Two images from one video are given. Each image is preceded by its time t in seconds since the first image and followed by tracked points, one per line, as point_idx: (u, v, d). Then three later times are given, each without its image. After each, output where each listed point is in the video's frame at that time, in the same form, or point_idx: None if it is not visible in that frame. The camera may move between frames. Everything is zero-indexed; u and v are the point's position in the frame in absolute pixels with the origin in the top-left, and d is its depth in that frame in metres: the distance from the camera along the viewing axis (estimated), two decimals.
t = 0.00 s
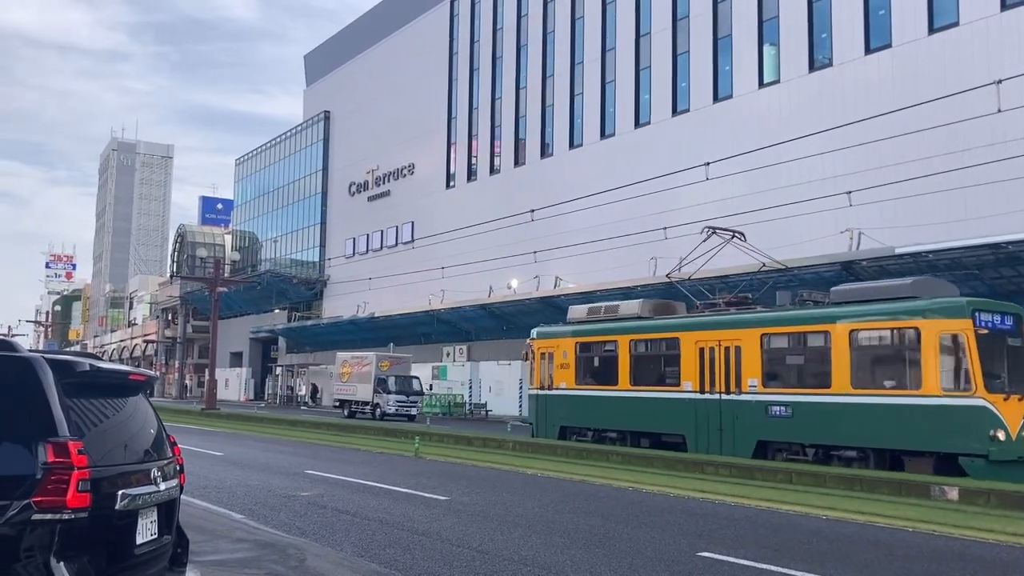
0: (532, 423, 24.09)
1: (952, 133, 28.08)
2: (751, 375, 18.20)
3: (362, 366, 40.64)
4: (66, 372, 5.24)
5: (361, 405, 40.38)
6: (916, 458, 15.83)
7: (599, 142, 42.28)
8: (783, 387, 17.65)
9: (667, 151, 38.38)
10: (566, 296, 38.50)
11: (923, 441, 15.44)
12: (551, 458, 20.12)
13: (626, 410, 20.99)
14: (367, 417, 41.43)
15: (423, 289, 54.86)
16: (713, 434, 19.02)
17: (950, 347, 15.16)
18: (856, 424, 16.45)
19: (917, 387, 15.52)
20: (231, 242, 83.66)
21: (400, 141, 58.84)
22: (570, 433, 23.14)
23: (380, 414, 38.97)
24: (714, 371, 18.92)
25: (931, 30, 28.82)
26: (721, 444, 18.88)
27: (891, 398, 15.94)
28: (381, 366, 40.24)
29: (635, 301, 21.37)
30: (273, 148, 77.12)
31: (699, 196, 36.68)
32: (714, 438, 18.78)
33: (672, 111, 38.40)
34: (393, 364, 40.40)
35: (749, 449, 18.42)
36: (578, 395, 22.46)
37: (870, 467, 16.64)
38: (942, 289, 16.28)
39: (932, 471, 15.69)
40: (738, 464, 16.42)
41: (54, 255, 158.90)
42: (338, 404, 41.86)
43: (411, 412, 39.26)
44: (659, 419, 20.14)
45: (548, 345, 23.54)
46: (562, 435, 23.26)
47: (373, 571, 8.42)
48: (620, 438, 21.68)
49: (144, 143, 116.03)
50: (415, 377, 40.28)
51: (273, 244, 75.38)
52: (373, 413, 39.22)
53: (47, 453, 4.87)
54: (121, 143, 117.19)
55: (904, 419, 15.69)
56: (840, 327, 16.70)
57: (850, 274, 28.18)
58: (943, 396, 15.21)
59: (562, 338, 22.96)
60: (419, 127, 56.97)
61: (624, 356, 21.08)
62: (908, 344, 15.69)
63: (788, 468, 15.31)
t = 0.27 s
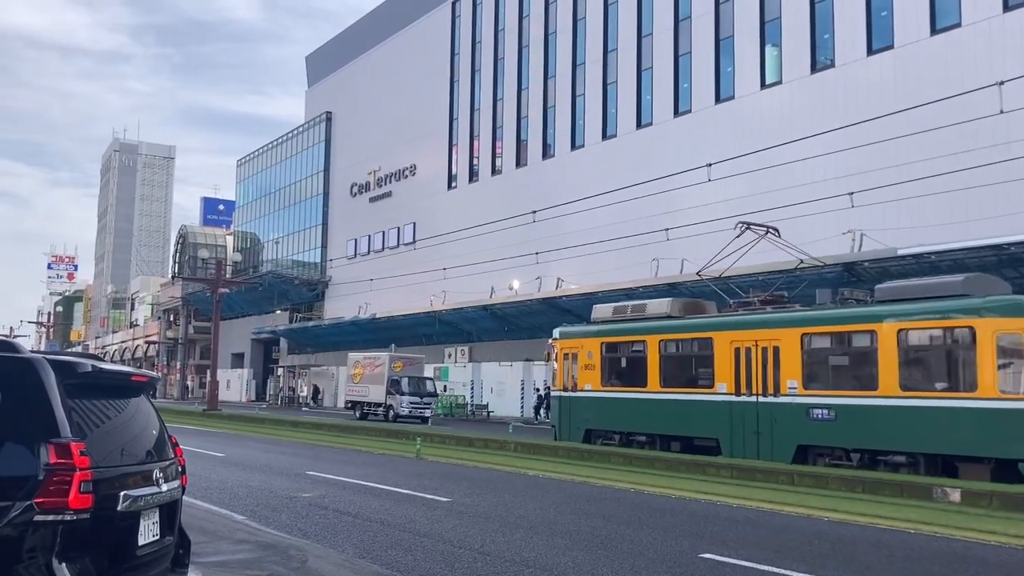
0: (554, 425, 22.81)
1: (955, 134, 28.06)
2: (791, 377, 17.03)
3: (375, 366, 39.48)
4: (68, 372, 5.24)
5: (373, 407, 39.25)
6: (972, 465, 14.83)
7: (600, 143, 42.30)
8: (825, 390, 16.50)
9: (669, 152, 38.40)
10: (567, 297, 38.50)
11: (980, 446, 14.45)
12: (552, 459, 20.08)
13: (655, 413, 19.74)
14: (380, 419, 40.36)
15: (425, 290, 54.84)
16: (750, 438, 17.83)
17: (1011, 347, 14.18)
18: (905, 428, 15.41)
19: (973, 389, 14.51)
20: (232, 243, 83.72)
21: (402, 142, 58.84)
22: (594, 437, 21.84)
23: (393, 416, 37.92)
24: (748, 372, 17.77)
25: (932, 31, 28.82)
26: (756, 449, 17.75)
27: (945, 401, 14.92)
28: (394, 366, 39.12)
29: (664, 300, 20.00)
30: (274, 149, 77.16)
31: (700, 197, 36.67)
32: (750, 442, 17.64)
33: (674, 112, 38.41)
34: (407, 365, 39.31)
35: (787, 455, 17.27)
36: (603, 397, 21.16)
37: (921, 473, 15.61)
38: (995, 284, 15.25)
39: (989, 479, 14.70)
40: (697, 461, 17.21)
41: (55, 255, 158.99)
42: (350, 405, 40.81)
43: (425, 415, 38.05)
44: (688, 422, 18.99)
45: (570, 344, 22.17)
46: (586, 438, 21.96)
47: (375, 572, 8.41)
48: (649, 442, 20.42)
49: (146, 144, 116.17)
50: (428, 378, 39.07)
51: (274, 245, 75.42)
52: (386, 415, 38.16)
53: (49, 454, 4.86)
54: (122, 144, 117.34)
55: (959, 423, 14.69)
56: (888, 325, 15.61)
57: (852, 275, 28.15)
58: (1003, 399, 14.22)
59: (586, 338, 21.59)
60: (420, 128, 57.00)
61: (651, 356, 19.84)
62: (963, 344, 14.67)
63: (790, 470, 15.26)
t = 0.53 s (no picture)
0: (577, 428, 22.44)
1: (957, 135, 28.03)
2: (831, 378, 16.64)
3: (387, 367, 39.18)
4: (70, 373, 5.25)
5: (386, 408, 38.91)
6: None
7: (602, 144, 42.30)
8: (870, 392, 16.10)
9: (671, 154, 38.39)
10: (569, 298, 38.50)
11: None
12: (554, 460, 20.08)
13: (686, 415, 19.42)
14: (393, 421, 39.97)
15: (427, 291, 54.77)
16: (788, 441, 17.42)
17: None
18: (955, 432, 14.94)
19: None
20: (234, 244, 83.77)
21: (404, 143, 58.83)
22: (620, 440, 21.52)
23: (406, 418, 37.43)
24: (788, 373, 17.38)
25: (934, 32, 28.81)
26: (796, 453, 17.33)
27: (998, 403, 14.43)
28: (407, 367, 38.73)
29: (693, 299, 19.75)
30: (276, 150, 77.22)
31: (701, 198, 36.67)
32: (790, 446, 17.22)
33: (676, 113, 38.39)
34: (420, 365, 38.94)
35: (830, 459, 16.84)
36: (630, 399, 20.82)
37: (973, 480, 15.12)
38: None
39: None
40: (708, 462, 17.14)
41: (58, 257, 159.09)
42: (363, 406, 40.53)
43: (438, 417, 37.31)
44: (724, 425, 18.57)
45: (594, 345, 21.83)
46: (612, 441, 21.62)
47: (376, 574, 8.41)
48: (679, 444, 20.09)
49: (148, 145, 116.26)
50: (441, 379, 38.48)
51: (276, 246, 75.46)
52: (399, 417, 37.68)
53: (52, 455, 4.86)
54: (125, 145, 117.44)
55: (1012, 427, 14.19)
56: (937, 324, 15.19)
57: (853, 277, 28.03)
58: None
59: (612, 338, 21.28)
60: (422, 129, 57.00)
61: (684, 357, 19.52)
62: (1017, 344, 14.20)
63: (791, 471, 15.28)
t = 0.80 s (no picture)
0: (600, 431, 21.61)
1: (959, 136, 28.00)
2: (875, 379, 15.90)
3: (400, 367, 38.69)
4: (73, 374, 5.26)
5: (400, 409, 38.43)
6: None
7: (604, 145, 42.32)
8: (916, 393, 15.36)
9: (673, 155, 38.40)
10: (571, 299, 38.50)
11: None
12: (555, 461, 20.09)
13: (717, 416, 18.68)
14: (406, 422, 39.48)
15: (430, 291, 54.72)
16: (827, 445, 16.66)
17: None
18: (1008, 435, 14.20)
19: None
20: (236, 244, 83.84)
21: (407, 144, 58.85)
22: (646, 443, 20.72)
23: (420, 419, 36.77)
24: (827, 374, 16.65)
25: (936, 33, 28.83)
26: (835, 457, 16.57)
27: None
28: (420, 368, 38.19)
29: (725, 296, 19.07)
30: (278, 151, 77.29)
31: (703, 198, 36.65)
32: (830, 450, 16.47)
33: (678, 114, 38.39)
34: (433, 366, 38.32)
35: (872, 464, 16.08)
36: (657, 400, 20.03)
37: None
38: None
39: None
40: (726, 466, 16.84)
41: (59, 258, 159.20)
42: (376, 406, 40.10)
43: (453, 418, 36.50)
44: (759, 428, 17.83)
45: (619, 345, 21.04)
46: (637, 444, 20.82)
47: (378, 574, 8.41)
48: (710, 447, 19.34)
49: (150, 145, 116.34)
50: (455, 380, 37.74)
51: (278, 246, 75.50)
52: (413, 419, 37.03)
53: (54, 455, 4.87)
54: (127, 145, 117.53)
55: None
56: (989, 322, 14.48)
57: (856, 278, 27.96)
58: None
59: (638, 337, 20.50)
60: (424, 130, 57.04)
61: (714, 358, 18.75)
62: None
63: (792, 471, 15.27)
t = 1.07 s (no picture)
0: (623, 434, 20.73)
1: (963, 137, 27.95)
2: (917, 380, 15.04)
3: (413, 367, 37.58)
4: (75, 375, 5.26)
5: (412, 411, 37.38)
6: None
7: (605, 146, 42.33)
8: (963, 395, 14.51)
9: (674, 156, 38.41)
10: (572, 300, 38.49)
11: None
12: (557, 462, 20.07)
13: (748, 419, 17.88)
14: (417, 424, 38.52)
15: (431, 291, 54.68)
16: (866, 448, 15.82)
17: None
18: None
19: None
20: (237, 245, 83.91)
21: (408, 144, 58.84)
22: (671, 446, 19.85)
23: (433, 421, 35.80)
24: (865, 375, 15.81)
25: (939, 34, 28.81)
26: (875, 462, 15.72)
27: None
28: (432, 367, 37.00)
29: (755, 295, 18.19)
30: (280, 152, 77.36)
31: (706, 199, 36.58)
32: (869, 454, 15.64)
33: (679, 115, 38.38)
34: (446, 366, 37.20)
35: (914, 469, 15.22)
36: (685, 402, 19.18)
37: None
38: None
39: None
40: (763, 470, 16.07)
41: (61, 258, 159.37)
42: (387, 408, 39.06)
43: (466, 420, 35.83)
44: (793, 431, 17.00)
45: (642, 345, 20.16)
46: (662, 448, 19.96)
47: None
48: (740, 452, 18.45)
49: (152, 146, 116.43)
50: (469, 380, 37.01)
51: (279, 247, 75.53)
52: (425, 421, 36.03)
53: (57, 456, 4.86)
54: (128, 146, 117.62)
55: None
56: None
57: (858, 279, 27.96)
58: None
59: (663, 337, 19.64)
60: (426, 131, 57.06)
61: (744, 358, 17.93)
62: None
63: (795, 473, 15.24)
